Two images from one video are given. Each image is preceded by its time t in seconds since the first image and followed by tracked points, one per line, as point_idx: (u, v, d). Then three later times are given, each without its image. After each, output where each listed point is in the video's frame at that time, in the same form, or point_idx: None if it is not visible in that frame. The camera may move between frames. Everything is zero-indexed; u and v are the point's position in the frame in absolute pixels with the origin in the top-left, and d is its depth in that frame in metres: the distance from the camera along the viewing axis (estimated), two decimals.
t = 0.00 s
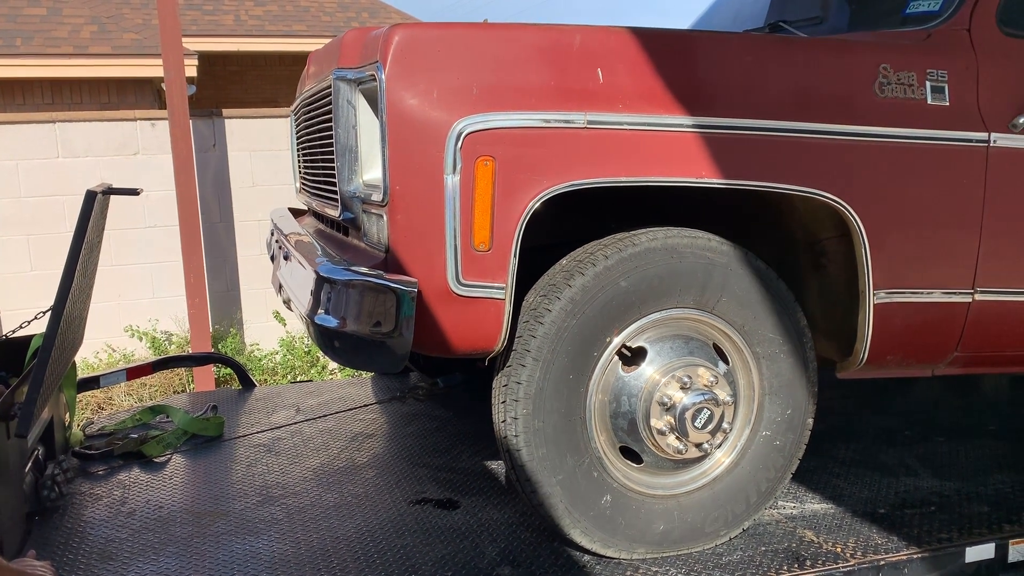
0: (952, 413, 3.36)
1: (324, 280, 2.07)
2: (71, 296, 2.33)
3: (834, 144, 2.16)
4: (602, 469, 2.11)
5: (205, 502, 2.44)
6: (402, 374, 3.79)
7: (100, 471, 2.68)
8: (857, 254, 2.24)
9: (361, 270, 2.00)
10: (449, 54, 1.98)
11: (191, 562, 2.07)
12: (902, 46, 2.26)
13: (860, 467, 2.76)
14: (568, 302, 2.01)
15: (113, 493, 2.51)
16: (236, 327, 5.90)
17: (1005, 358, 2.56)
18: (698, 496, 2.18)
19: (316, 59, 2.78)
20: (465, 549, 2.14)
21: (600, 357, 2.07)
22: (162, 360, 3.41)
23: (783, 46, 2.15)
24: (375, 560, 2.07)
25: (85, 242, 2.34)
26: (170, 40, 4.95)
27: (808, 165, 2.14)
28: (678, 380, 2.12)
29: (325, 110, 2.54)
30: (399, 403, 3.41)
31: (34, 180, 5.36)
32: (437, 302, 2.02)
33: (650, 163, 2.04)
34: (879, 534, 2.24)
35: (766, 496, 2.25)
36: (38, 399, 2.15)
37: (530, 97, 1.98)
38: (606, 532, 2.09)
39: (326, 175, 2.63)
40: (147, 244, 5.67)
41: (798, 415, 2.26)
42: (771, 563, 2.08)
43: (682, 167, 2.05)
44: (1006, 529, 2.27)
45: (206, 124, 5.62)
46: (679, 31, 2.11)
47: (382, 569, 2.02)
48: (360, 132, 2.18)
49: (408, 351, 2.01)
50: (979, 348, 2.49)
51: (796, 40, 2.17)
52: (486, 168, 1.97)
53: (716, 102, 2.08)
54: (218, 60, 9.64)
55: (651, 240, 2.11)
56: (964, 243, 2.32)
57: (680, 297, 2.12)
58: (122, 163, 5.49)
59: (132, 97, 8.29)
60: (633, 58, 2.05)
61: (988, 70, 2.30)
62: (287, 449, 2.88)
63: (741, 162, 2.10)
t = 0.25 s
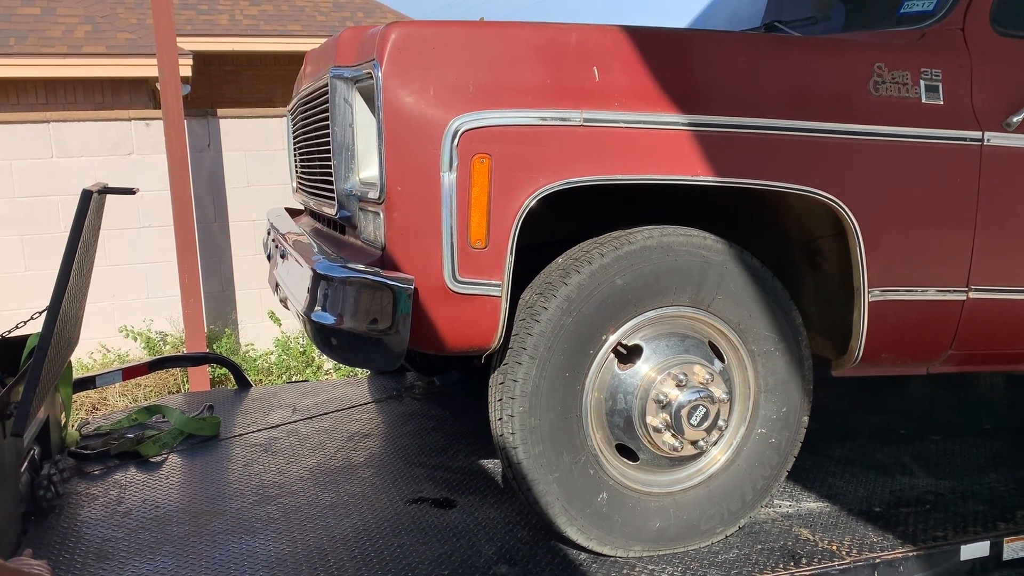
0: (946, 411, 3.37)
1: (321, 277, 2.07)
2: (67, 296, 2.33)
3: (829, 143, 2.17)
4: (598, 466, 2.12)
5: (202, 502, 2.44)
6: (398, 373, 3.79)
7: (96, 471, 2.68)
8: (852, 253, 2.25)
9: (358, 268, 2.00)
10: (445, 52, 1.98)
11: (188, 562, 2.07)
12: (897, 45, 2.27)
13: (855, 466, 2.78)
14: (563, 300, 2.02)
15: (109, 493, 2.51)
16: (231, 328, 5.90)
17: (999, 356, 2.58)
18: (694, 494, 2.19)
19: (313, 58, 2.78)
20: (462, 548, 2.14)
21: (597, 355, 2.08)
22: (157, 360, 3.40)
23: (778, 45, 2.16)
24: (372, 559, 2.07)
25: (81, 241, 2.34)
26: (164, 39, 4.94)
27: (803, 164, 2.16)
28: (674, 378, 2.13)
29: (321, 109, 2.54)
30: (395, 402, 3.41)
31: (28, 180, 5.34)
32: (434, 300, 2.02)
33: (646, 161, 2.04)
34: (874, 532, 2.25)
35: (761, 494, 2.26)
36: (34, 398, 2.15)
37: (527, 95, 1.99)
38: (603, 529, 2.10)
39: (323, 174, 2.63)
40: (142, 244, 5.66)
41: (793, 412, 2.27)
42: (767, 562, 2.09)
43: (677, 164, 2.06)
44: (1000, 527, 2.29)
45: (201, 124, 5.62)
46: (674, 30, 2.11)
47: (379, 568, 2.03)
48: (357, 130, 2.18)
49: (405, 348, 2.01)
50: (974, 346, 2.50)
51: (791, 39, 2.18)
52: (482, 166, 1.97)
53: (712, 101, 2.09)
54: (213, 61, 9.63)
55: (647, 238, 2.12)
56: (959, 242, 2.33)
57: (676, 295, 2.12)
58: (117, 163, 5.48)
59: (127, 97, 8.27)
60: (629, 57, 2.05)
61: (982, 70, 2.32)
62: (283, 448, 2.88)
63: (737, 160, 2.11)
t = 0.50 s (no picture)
0: (941, 410, 3.38)
1: (317, 279, 2.06)
2: (62, 296, 2.32)
3: (825, 143, 2.18)
4: (594, 467, 2.12)
5: (197, 502, 2.43)
6: (393, 373, 3.79)
7: (91, 472, 2.67)
8: (848, 253, 2.26)
9: (354, 269, 2.00)
10: (441, 53, 1.98)
11: (184, 563, 2.06)
12: (892, 45, 2.28)
13: (850, 465, 2.78)
14: (560, 301, 2.03)
15: (104, 494, 2.50)
16: (226, 328, 5.88)
17: (994, 355, 2.59)
18: (690, 494, 2.19)
19: (308, 58, 2.77)
20: (458, 548, 2.14)
21: (593, 355, 2.08)
22: (152, 360, 3.39)
23: (774, 45, 2.17)
24: (369, 560, 2.06)
25: (75, 242, 2.33)
26: (158, 38, 4.93)
27: (798, 164, 2.16)
28: (670, 379, 2.13)
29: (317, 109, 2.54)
30: (391, 403, 3.41)
31: (22, 180, 5.32)
32: (430, 301, 2.02)
33: (642, 162, 2.05)
34: (870, 531, 2.26)
35: (757, 494, 2.26)
36: (29, 399, 2.15)
37: (523, 96, 1.99)
38: (599, 529, 2.10)
39: (318, 174, 2.63)
40: (136, 244, 5.64)
41: (789, 412, 2.27)
42: (763, 561, 2.09)
43: (674, 165, 2.07)
44: (994, 525, 2.30)
45: (196, 124, 5.61)
46: (670, 31, 2.12)
47: (375, 569, 2.02)
48: (352, 131, 2.18)
49: (401, 350, 2.02)
50: (969, 346, 2.51)
51: (786, 40, 2.19)
52: (478, 167, 1.97)
53: (707, 102, 2.09)
54: (207, 60, 9.60)
55: (644, 239, 2.12)
56: (954, 242, 2.34)
57: (672, 296, 2.12)
58: (111, 163, 5.46)
59: (121, 97, 8.24)
60: (625, 57, 2.05)
61: (976, 70, 2.33)
62: (278, 449, 2.88)
63: (733, 161, 2.11)
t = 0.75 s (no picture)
0: (937, 409, 3.39)
1: (315, 278, 2.06)
2: (56, 296, 2.32)
3: (822, 143, 2.18)
4: (591, 464, 2.12)
5: (192, 502, 2.43)
6: (389, 373, 3.79)
7: (85, 472, 2.67)
8: (845, 252, 2.26)
9: (352, 268, 2.00)
10: (440, 52, 1.98)
11: (179, 563, 2.06)
12: (889, 45, 2.28)
13: (845, 464, 2.79)
14: (560, 297, 2.02)
15: (98, 494, 2.50)
16: (223, 328, 5.88)
17: (991, 354, 2.59)
18: (686, 493, 2.20)
19: (307, 57, 2.77)
20: (453, 548, 2.14)
21: (592, 352, 2.08)
22: (147, 360, 3.39)
23: (771, 44, 2.17)
24: (364, 560, 2.06)
25: (69, 242, 2.33)
26: (154, 37, 4.92)
27: (796, 163, 2.16)
28: (669, 378, 2.13)
29: (315, 108, 2.54)
30: (387, 402, 3.41)
31: (18, 179, 5.31)
32: (428, 300, 2.02)
33: (640, 161, 2.05)
34: (864, 530, 2.26)
35: (753, 495, 2.26)
36: (23, 399, 2.15)
37: (521, 95, 1.99)
38: (595, 527, 2.10)
39: (315, 174, 2.63)
40: (133, 244, 5.64)
41: (786, 414, 2.27)
42: (757, 560, 2.09)
43: (672, 164, 2.07)
44: (989, 524, 2.30)
45: (192, 123, 5.59)
46: (668, 30, 2.12)
47: (369, 569, 2.02)
48: (350, 130, 2.19)
49: (399, 349, 2.01)
50: (966, 344, 2.51)
51: (784, 39, 2.19)
52: (476, 166, 1.97)
53: (705, 101, 2.09)
54: (204, 59, 9.59)
55: (645, 237, 2.13)
56: (950, 241, 2.34)
57: (672, 295, 2.13)
58: (107, 162, 5.45)
59: (118, 96, 8.24)
60: (623, 56, 2.05)
61: (972, 69, 2.33)
62: (274, 449, 2.87)
63: (730, 159, 2.11)
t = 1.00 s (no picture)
0: (934, 408, 3.40)
1: (321, 275, 2.07)
2: (51, 294, 2.32)
3: (825, 142, 2.18)
4: (592, 457, 2.12)
5: (188, 500, 2.43)
6: (386, 372, 3.79)
7: (81, 470, 2.67)
8: (847, 250, 2.27)
9: (358, 266, 2.02)
10: (445, 51, 1.98)
11: (174, 561, 2.06)
12: (892, 44, 2.28)
13: (842, 462, 2.79)
14: (570, 289, 2.03)
15: (94, 492, 2.50)
16: (219, 326, 5.87)
17: (991, 353, 2.60)
18: (684, 492, 2.20)
19: (311, 56, 2.78)
20: (449, 545, 2.14)
21: (599, 344, 2.08)
22: (142, 358, 3.38)
23: (775, 44, 2.17)
24: (359, 558, 2.06)
25: (65, 240, 2.33)
26: (151, 36, 4.91)
27: (799, 162, 2.17)
28: (674, 373, 2.14)
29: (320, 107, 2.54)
30: (385, 401, 3.41)
31: (15, 178, 5.31)
32: (433, 297, 2.02)
33: (644, 159, 2.05)
34: (859, 528, 2.27)
35: (751, 496, 2.27)
36: (16, 397, 2.15)
37: (526, 93, 1.99)
38: (592, 521, 2.10)
39: (319, 171, 2.63)
40: (130, 242, 5.63)
41: (786, 418, 2.28)
42: (752, 558, 2.09)
43: (676, 163, 2.07)
44: (983, 522, 2.31)
45: (189, 122, 5.59)
46: (673, 29, 2.12)
47: (364, 566, 2.02)
48: (356, 128, 2.18)
49: (405, 346, 2.00)
50: (966, 343, 2.52)
51: (788, 39, 2.19)
52: (482, 164, 1.97)
53: (709, 100, 2.10)
54: (201, 58, 9.58)
55: (656, 234, 2.14)
56: (950, 240, 2.35)
57: (681, 292, 2.13)
58: (104, 161, 5.44)
59: (114, 95, 8.23)
60: (627, 55, 2.06)
61: (973, 69, 2.33)
62: (270, 447, 2.87)
63: (734, 158, 2.11)
